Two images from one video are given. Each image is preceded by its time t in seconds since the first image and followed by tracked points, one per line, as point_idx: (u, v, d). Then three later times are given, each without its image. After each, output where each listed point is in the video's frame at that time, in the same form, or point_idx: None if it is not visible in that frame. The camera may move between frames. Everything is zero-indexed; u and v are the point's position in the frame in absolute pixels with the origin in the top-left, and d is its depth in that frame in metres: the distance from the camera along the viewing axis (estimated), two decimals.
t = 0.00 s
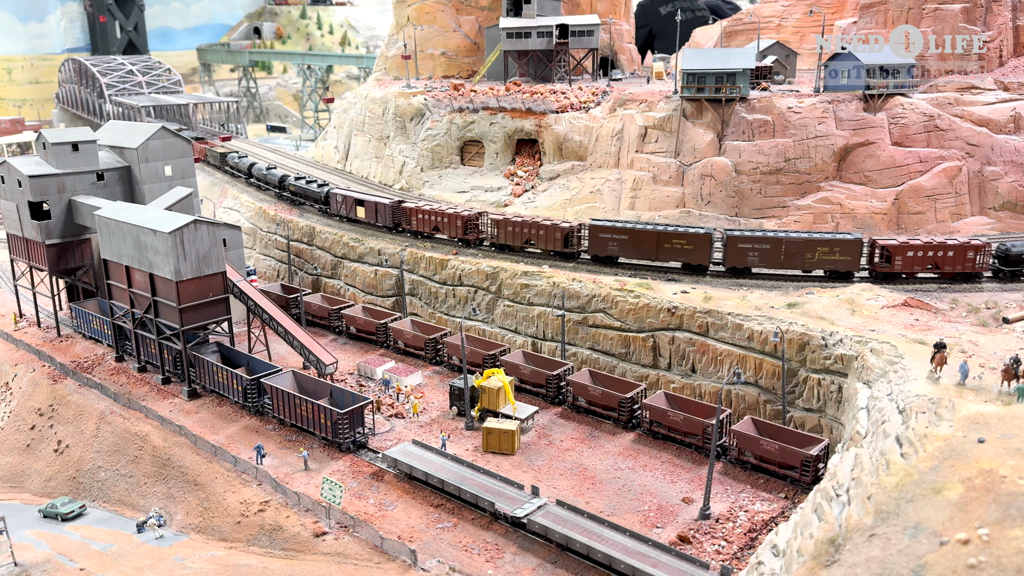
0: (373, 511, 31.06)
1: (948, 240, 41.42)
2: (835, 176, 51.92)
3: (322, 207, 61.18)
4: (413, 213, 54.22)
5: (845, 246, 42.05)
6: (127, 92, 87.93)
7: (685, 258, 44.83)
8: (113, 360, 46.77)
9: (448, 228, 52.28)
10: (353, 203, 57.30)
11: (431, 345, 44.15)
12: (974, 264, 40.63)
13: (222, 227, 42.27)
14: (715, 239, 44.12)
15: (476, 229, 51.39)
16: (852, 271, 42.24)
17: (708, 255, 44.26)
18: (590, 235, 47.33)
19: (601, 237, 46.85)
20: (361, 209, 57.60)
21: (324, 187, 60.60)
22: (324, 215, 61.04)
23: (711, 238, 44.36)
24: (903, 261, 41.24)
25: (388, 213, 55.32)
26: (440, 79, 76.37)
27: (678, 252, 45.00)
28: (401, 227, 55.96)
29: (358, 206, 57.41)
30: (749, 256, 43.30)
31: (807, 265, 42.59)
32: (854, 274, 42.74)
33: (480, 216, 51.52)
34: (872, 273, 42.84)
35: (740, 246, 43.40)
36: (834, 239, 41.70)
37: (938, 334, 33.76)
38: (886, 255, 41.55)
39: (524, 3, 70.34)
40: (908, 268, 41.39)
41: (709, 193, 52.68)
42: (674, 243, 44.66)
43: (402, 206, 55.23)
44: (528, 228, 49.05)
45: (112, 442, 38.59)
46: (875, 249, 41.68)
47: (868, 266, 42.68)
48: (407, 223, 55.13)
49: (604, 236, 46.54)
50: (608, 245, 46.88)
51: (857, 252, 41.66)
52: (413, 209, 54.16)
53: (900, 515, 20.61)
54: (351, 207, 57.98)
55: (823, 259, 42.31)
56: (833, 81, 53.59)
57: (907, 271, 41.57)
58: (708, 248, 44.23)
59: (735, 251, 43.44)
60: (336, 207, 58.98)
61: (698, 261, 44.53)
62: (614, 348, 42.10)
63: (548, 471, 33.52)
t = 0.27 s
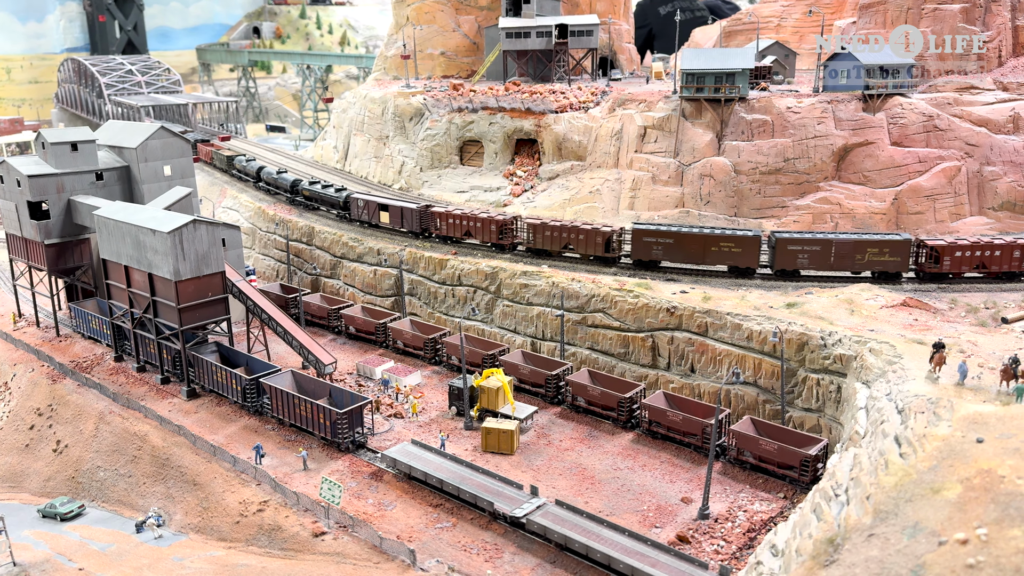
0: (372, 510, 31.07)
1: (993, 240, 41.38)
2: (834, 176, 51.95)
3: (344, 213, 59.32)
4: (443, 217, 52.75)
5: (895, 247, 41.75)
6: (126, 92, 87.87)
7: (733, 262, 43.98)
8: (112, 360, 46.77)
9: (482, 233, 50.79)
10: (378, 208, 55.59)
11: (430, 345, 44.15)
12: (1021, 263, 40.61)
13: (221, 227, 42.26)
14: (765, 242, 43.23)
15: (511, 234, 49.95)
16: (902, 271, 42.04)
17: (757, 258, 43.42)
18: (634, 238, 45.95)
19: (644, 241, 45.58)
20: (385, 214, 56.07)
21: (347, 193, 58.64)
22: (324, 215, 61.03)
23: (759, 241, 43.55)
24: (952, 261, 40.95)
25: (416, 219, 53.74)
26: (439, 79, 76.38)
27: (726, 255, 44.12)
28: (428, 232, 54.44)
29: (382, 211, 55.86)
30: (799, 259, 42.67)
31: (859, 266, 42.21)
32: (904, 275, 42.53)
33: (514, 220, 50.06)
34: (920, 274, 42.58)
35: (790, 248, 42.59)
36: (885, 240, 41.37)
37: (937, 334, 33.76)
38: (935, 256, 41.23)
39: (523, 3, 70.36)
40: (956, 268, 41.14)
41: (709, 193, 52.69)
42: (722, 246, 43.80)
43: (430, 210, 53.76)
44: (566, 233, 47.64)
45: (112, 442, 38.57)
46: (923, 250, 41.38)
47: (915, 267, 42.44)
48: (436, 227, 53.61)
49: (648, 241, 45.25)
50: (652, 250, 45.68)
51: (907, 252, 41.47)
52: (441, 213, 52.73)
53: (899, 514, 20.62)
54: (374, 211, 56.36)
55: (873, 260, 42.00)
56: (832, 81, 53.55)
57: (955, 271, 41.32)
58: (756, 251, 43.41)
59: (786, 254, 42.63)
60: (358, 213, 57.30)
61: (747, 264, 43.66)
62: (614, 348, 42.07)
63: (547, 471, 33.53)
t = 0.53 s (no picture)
0: (371, 511, 31.08)
1: None
2: (833, 176, 51.98)
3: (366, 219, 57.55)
4: (476, 222, 51.16)
5: (943, 248, 41.20)
6: (126, 92, 87.86)
7: (782, 264, 42.97)
8: (112, 360, 46.76)
9: (518, 238, 49.32)
10: (404, 213, 53.81)
11: (430, 346, 44.16)
12: None
13: (220, 227, 42.26)
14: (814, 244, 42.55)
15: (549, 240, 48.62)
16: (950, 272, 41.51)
17: (807, 260, 42.63)
18: (679, 242, 44.70)
19: (691, 245, 44.38)
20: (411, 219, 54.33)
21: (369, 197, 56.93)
22: (323, 215, 61.02)
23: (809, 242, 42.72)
24: (998, 261, 40.56)
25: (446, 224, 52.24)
26: (439, 79, 76.42)
27: (775, 258, 43.11)
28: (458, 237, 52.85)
29: (408, 216, 54.09)
30: (849, 261, 42.02)
31: (907, 267, 41.65)
32: (951, 275, 42.08)
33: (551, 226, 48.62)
34: (964, 274, 42.18)
35: (840, 250, 41.99)
36: (931, 240, 40.91)
37: (936, 335, 33.78)
38: (981, 255, 40.74)
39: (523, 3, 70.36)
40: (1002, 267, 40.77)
41: (708, 194, 52.71)
42: (771, 249, 42.79)
43: (460, 215, 52.35)
44: (606, 238, 46.35)
45: (111, 442, 38.56)
46: (968, 250, 40.98)
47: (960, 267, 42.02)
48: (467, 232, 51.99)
49: (695, 245, 44.10)
50: (698, 254, 44.45)
51: (955, 253, 40.95)
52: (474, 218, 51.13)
53: (897, 515, 20.64)
54: (399, 216, 54.65)
55: (921, 262, 41.52)
56: (831, 82, 53.39)
57: (1002, 271, 40.96)
58: (806, 253, 42.58)
59: (836, 256, 42.02)
60: (382, 218, 55.64)
61: (796, 267, 42.85)
62: (613, 348, 42.09)
63: (546, 471, 33.54)
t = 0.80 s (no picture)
0: (371, 511, 31.08)
1: None
2: (833, 176, 52.01)
3: (390, 224, 56.17)
4: (512, 227, 49.96)
5: (991, 248, 41.01)
6: (125, 92, 87.79)
7: (832, 266, 42.54)
8: (111, 360, 46.74)
9: (557, 244, 48.06)
10: (434, 218, 52.47)
11: (430, 346, 44.16)
12: None
13: (220, 227, 42.26)
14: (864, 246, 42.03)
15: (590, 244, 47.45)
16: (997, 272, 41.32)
17: (857, 261, 42.28)
18: (726, 245, 43.69)
19: (740, 247, 43.42)
20: (440, 224, 53.10)
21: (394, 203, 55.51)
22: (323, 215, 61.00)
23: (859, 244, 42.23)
24: None
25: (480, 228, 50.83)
26: (439, 79, 76.44)
27: (825, 260, 42.56)
28: (491, 242, 51.51)
29: (437, 221, 52.68)
30: (899, 262, 41.54)
31: (955, 268, 41.36)
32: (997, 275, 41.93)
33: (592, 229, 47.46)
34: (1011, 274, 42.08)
35: (890, 252, 41.44)
36: (980, 240, 40.68)
37: (936, 335, 33.81)
38: None
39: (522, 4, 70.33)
40: None
41: (707, 194, 52.73)
42: (823, 251, 42.13)
43: (494, 219, 50.95)
44: (651, 241, 45.37)
45: (110, 442, 38.54)
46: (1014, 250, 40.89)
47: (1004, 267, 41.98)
48: (501, 237, 50.74)
49: (744, 248, 43.18)
50: (747, 257, 43.49)
51: (1004, 253, 40.84)
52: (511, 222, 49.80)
53: (897, 516, 20.64)
54: (428, 222, 53.24)
55: (969, 262, 41.22)
56: (831, 81, 53.63)
57: None
58: (1003, 255, 41.16)
59: (886, 258, 41.48)
60: (409, 224, 54.21)
61: (847, 269, 42.43)
62: (613, 348, 42.09)
63: (546, 472, 33.55)
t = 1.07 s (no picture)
0: (370, 511, 31.06)
1: None
2: (832, 176, 52.02)
3: (417, 229, 54.48)
4: (550, 232, 48.40)
5: None
6: (125, 91, 87.73)
7: (882, 268, 41.95)
8: (110, 360, 46.70)
9: (599, 248, 46.85)
10: (467, 223, 50.97)
11: (429, 346, 44.14)
12: None
13: (220, 227, 42.26)
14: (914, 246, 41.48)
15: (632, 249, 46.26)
16: None
17: (907, 263, 41.64)
18: (777, 247, 42.54)
19: (791, 250, 42.34)
20: (472, 230, 51.50)
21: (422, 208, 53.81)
22: (322, 215, 60.96)
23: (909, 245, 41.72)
24: None
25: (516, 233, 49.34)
26: (439, 79, 76.44)
27: (876, 261, 41.93)
28: (526, 248, 50.19)
29: (470, 226, 51.26)
30: (947, 263, 41.03)
31: (1001, 267, 41.17)
32: None
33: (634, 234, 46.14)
34: None
35: (940, 252, 40.92)
36: None
37: (935, 335, 33.83)
38: None
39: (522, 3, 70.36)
40: None
41: (707, 194, 52.73)
42: (874, 253, 41.46)
43: (531, 224, 49.42)
44: (697, 245, 44.16)
45: (109, 442, 38.50)
46: None
47: None
48: (538, 241, 49.34)
49: (796, 250, 42.11)
50: (798, 259, 42.50)
51: None
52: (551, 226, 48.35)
53: (897, 516, 20.62)
54: (459, 226, 51.84)
55: (1015, 262, 41.08)
56: (830, 81, 53.63)
57: None
58: None
59: (936, 259, 40.97)
60: (439, 229, 52.57)
61: (897, 270, 41.86)
62: (612, 348, 42.07)
63: (545, 472, 33.54)
